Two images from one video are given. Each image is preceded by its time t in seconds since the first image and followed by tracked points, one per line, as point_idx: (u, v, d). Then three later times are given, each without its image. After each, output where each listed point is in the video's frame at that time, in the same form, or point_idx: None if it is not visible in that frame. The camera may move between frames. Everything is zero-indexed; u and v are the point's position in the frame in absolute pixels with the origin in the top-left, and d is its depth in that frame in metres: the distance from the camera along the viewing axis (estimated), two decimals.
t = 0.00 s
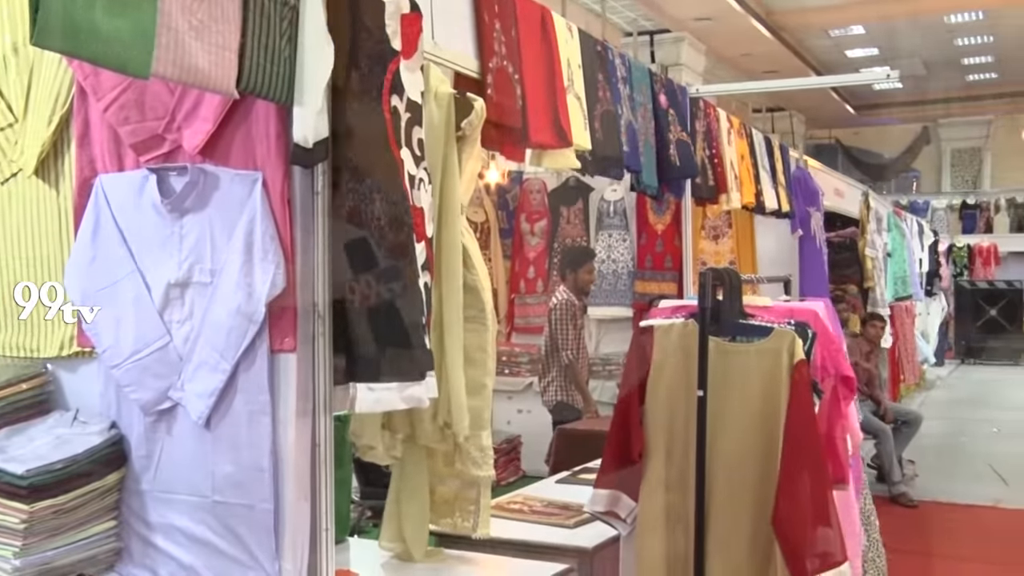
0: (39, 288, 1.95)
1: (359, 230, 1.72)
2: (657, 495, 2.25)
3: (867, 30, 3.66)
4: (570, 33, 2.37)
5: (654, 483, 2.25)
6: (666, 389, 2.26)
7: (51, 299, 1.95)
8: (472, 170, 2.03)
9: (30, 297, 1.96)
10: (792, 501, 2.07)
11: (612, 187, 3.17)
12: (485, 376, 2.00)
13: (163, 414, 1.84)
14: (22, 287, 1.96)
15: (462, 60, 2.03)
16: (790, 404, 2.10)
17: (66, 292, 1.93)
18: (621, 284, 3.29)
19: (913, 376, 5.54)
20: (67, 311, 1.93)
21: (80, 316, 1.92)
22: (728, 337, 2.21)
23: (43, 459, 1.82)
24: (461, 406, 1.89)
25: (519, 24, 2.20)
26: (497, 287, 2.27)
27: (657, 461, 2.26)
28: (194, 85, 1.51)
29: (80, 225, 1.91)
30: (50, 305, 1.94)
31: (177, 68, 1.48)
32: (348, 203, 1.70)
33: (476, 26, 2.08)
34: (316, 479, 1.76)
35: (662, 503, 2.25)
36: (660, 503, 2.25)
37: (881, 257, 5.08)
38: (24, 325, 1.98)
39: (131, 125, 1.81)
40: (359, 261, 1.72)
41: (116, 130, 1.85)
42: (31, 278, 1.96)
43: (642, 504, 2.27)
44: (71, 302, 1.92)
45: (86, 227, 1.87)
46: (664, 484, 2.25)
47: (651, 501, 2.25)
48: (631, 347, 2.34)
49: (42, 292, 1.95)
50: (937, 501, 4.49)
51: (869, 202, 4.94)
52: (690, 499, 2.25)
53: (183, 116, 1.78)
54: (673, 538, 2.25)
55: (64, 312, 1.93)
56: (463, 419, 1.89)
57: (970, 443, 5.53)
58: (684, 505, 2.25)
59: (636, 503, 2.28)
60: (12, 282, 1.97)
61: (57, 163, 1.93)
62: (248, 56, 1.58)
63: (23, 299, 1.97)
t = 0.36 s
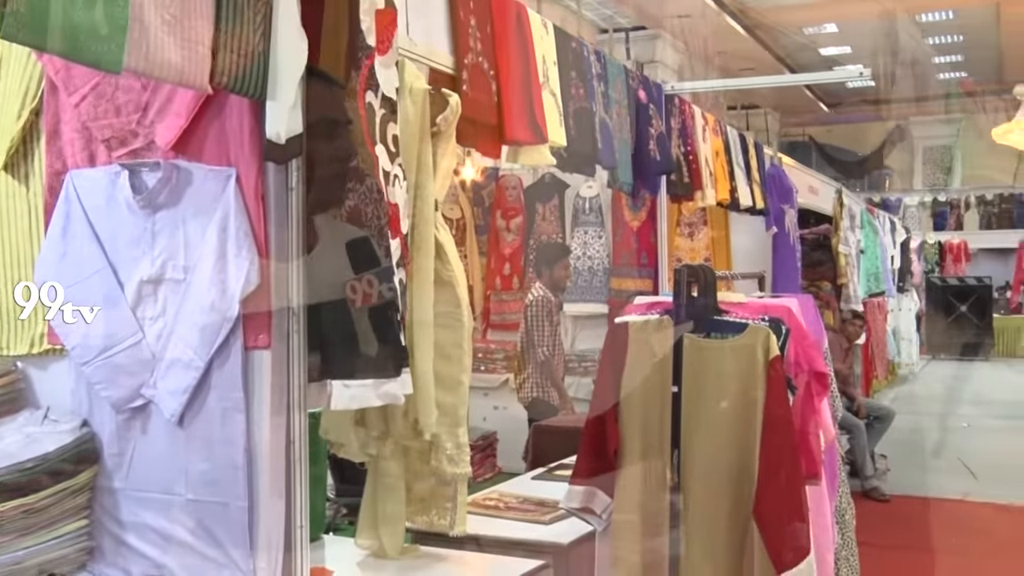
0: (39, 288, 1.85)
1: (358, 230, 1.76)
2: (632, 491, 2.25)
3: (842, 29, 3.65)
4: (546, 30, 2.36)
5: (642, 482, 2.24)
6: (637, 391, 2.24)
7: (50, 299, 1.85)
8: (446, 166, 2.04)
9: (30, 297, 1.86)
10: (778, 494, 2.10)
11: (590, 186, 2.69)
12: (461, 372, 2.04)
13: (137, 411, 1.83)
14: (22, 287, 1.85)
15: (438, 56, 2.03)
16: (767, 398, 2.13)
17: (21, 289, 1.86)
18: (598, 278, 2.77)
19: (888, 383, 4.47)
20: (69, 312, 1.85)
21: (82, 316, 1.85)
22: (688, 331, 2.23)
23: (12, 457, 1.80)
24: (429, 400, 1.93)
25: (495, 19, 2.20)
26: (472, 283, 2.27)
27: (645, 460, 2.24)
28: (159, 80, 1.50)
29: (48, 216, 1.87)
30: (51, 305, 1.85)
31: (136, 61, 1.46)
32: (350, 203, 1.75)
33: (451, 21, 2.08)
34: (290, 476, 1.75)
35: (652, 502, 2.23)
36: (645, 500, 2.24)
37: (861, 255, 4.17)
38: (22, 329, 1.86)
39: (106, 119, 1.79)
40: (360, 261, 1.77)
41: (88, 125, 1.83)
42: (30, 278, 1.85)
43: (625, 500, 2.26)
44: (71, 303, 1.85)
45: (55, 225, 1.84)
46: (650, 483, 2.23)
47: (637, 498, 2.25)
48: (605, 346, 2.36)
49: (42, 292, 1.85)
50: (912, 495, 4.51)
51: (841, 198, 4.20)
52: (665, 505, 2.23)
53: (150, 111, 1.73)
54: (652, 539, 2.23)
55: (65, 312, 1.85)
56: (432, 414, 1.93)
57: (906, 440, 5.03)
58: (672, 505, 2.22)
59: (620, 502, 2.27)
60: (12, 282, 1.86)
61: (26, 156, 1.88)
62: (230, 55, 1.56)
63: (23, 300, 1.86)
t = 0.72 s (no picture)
0: (39, 288, 1.82)
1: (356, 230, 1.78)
2: (605, 488, 2.26)
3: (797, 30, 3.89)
4: (518, 26, 2.36)
5: (647, 483, 2.27)
6: (605, 394, 2.23)
7: (50, 300, 1.83)
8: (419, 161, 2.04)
9: (30, 298, 1.85)
10: (761, 492, 2.25)
11: (558, 182, 2.62)
12: (432, 368, 2.09)
13: (104, 409, 1.80)
14: (21, 286, 1.84)
15: (407, 51, 2.03)
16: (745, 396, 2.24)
17: (16, 287, 1.85)
18: (569, 278, 2.70)
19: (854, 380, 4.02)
20: (69, 312, 1.81)
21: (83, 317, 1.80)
22: (681, 330, 2.27)
23: None
24: (401, 397, 1.96)
25: (467, 15, 2.20)
26: (444, 278, 2.23)
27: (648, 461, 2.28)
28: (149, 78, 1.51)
29: (42, 211, 1.83)
30: (51, 306, 1.83)
31: (124, 59, 1.48)
32: (351, 204, 1.77)
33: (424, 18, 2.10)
34: (260, 472, 1.74)
35: (655, 503, 2.27)
36: (645, 501, 2.27)
37: (828, 253, 3.77)
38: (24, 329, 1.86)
39: (77, 110, 1.75)
40: (358, 261, 1.79)
41: (53, 120, 1.81)
42: (30, 278, 1.83)
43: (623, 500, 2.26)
44: (72, 303, 1.81)
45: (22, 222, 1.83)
46: (652, 485, 2.27)
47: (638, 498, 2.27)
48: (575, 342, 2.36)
49: (42, 293, 1.82)
50: (881, 488, 4.56)
51: (811, 195, 3.78)
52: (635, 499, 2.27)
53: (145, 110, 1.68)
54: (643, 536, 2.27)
55: (66, 312, 1.82)
56: (404, 410, 1.96)
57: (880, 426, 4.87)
58: (674, 504, 2.28)
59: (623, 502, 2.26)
60: (11, 281, 1.84)
61: None
62: (229, 57, 1.59)
63: (23, 299, 1.85)
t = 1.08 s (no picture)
0: (40, 287, 1.74)
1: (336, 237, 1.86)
2: (575, 491, 2.29)
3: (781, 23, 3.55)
4: (487, 17, 2.36)
5: (650, 484, 2.32)
6: (586, 400, 2.25)
7: (50, 300, 1.74)
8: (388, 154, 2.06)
9: (30, 298, 1.76)
10: (732, 487, 2.36)
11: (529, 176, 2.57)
12: (402, 361, 2.12)
13: (66, 405, 1.75)
14: (22, 286, 1.75)
15: (379, 44, 2.10)
16: (712, 388, 2.30)
17: (17, 287, 1.76)
18: (537, 274, 2.55)
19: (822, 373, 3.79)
20: (68, 314, 1.72)
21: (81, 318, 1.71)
22: (645, 322, 2.29)
23: None
24: (374, 390, 1.99)
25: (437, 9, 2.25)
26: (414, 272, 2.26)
27: (649, 463, 2.32)
28: (137, 75, 1.57)
29: (44, 214, 1.72)
30: (51, 306, 1.73)
31: (124, 60, 1.57)
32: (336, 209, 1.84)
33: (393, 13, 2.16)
34: (229, 475, 1.74)
35: (659, 503, 2.34)
36: (649, 501, 2.33)
37: (798, 247, 3.53)
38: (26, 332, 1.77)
39: (35, 101, 1.69)
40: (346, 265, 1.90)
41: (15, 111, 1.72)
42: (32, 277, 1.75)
43: (627, 501, 2.32)
44: (74, 303, 1.73)
45: None
46: (655, 486, 2.33)
47: (642, 498, 2.33)
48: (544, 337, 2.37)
49: (43, 292, 1.75)
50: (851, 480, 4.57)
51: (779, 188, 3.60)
52: (606, 502, 2.32)
53: (142, 108, 1.59)
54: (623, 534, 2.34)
55: (64, 313, 1.73)
56: (377, 404, 2.00)
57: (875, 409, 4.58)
58: (673, 504, 2.36)
59: (631, 505, 2.31)
60: (11, 281, 1.76)
61: None
62: (230, 61, 1.62)
63: (24, 299, 1.76)
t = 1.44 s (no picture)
0: (39, 287, 1.63)
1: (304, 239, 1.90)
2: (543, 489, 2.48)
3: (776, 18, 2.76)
4: (456, 8, 2.33)
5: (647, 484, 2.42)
6: (562, 395, 2.45)
7: (49, 300, 1.62)
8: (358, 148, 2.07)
9: (30, 298, 1.64)
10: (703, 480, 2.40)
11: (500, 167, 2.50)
12: (370, 355, 2.09)
13: (31, 400, 1.64)
14: (23, 286, 1.64)
15: (348, 35, 2.04)
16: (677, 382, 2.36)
17: (17, 287, 1.65)
18: (509, 267, 2.52)
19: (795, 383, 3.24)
20: (69, 313, 1.61)
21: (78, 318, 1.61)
22: (610, 315, 2.43)
23: None
24: (343, 382, 1.98)
25: None
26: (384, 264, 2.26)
27: (646, 462, 2.43)
28: (135, 71, 1.55)
29: (44, 215, 1.61)
30: (50, 306, 1.62)
31: (125, 59, 1.55)
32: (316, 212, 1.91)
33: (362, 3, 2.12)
34: (196, 469, 1.69)
35: (658, 504, 2.41)
36: (647, 501, 2.43)
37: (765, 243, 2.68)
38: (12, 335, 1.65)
39: None
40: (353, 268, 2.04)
41: None
42: (31, 274, 1.64)
43: (625, 500, 2.44)
44: (73, 303, 1.62)
45: None
46: (653, 485, 2.42)
47: (641, 499, 2.44)
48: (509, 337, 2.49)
49: (42, 292, 1.63)
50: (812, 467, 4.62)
51: (748, 177, 2.71)
52: (575, 498, 2.47)
53: (142, 107, 1.55)
54: (619, 533, 2.46)
55: (64, 312, 1.62)
56: (347, 397, 1.99)
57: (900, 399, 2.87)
58: (673, 504, 2.41)
59: (630, 504, 2.44)
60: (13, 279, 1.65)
61: None
62: (227, 56, 1.66)
63: (23, 299, 1.64)
